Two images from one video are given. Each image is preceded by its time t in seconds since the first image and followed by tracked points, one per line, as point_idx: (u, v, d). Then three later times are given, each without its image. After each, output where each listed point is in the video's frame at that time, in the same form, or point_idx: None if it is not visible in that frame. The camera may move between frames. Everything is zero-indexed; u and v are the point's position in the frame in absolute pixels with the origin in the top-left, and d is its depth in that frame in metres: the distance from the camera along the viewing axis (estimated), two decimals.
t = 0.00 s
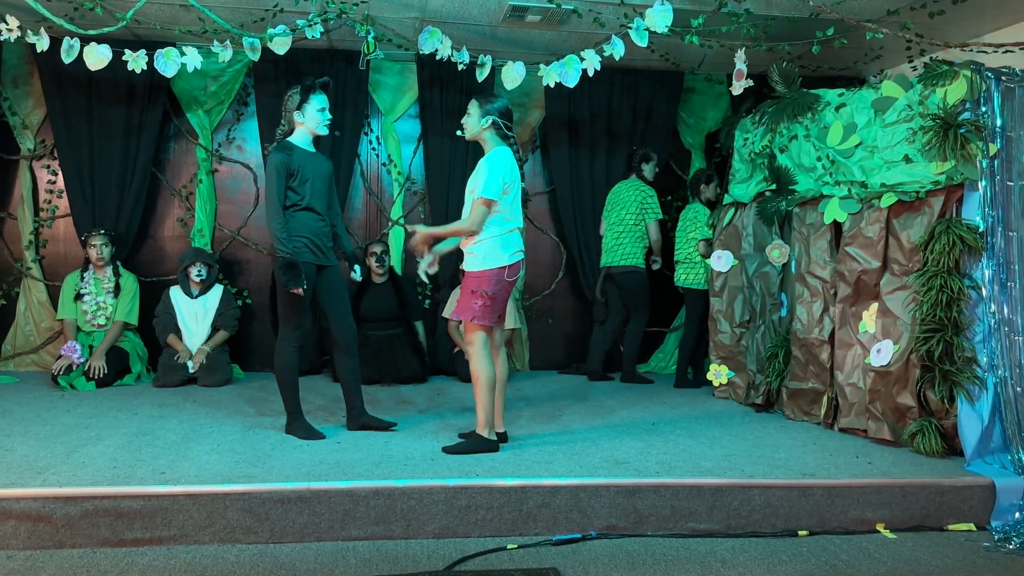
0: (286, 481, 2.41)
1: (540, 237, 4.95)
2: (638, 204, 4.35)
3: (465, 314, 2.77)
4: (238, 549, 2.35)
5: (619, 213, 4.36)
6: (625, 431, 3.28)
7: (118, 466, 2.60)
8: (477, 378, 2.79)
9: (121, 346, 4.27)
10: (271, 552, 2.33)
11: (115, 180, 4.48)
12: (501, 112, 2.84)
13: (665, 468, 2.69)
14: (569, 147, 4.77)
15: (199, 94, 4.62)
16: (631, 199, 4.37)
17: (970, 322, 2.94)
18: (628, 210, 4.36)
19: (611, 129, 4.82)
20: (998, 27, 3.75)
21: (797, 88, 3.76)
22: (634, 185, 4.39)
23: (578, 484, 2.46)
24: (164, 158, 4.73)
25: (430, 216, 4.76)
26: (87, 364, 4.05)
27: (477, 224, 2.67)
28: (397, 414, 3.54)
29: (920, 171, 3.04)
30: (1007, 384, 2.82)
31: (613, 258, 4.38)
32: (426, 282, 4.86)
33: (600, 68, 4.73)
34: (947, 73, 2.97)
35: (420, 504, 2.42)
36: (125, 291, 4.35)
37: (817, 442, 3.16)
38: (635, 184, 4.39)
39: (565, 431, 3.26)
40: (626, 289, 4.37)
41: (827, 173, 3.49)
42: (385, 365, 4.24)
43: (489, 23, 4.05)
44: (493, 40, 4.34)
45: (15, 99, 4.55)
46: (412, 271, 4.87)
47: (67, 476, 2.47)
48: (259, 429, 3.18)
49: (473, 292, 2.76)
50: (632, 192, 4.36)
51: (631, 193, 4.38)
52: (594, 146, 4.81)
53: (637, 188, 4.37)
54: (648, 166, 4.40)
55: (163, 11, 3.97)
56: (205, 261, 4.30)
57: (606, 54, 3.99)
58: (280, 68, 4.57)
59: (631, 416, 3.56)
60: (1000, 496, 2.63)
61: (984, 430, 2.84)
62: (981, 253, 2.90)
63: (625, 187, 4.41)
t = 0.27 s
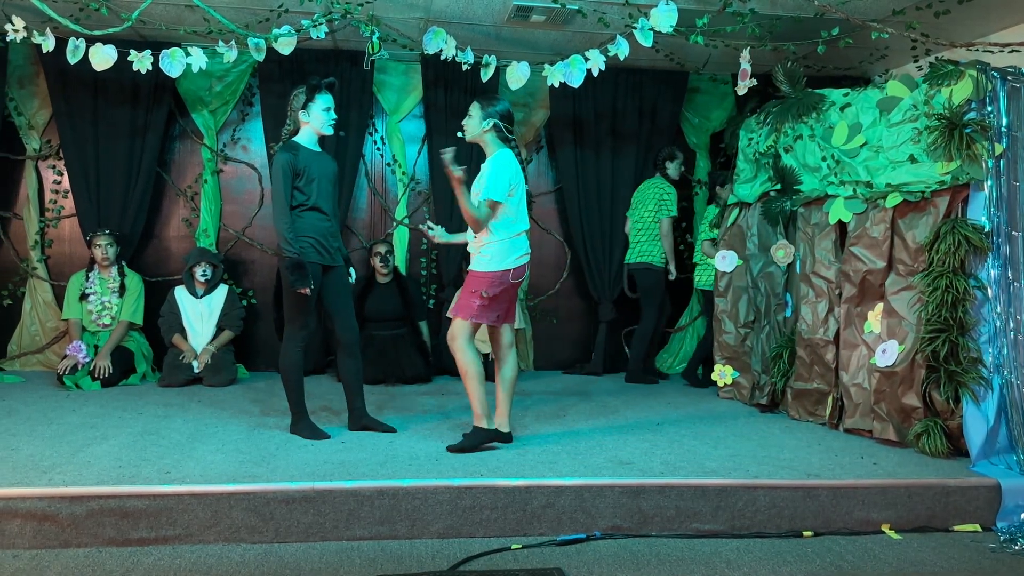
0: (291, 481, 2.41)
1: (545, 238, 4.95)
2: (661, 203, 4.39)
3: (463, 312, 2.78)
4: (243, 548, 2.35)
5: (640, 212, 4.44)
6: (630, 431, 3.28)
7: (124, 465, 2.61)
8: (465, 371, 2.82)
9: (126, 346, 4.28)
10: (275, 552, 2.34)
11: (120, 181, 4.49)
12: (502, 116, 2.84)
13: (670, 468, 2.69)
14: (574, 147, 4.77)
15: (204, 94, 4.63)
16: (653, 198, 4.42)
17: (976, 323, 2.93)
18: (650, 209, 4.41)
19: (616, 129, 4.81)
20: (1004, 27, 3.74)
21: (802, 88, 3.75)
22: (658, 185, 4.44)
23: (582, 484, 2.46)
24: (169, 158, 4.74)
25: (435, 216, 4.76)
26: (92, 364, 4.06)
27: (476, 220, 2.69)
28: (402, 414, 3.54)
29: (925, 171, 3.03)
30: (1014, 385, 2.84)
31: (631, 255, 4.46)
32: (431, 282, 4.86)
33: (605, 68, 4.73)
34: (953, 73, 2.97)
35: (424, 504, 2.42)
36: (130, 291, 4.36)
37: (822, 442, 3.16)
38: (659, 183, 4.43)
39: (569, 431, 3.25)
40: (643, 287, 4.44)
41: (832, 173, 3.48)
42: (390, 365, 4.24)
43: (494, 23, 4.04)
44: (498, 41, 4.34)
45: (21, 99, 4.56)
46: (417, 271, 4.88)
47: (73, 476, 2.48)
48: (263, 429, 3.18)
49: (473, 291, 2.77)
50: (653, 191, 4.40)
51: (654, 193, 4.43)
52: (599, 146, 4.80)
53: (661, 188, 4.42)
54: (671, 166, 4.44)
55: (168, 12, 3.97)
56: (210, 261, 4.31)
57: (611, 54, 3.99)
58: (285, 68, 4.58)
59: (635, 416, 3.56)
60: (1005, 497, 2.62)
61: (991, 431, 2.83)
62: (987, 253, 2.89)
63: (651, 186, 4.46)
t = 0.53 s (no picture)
0: (298, 481, 2.42)
1: (553, 240, 4.95)
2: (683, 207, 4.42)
3: (477, 315, 2.77)
4: (250, 547, 2.36)
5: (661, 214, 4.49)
6: (636, 431, 3.28)
7: (132, 464, 2.62)
8: (468, 376, 2.82)
9: (134, 345, 4.30)
10: (283, 551, 2.34)
11: (129, 181, 4.51)
12: (500, 114, 2.84)
13: (677, 468, 2.69)
14: (581, 147, 4.76)
15: (212, 95, 4.65)
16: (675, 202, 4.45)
17: (985, 323, 2.93)
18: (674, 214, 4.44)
19: (623, 129, 4.81)
20: (1013, 26, 3.73)
21: (810, 88, 3.75)
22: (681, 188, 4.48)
23: (589, 484, 2.46)
24: (177, 158, 4.75)
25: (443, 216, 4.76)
26: (101, 364, 4.08)
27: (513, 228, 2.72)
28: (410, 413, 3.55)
29: (934, 171, 3.01)
30: None
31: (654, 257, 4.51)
32: (438, 282, 4.86)
33: (612, 68, 4.73)
34: (962, 73, 2.95)
35: (431, 504, 2.42)
36: (138, 291, 4.38)
37: (830, 443, 3.15)
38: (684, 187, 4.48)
39: (577, 431, 3.25)
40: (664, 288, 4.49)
41: (840, 173, 3.47)
42: (397, 364, 4.25)
43: (501, 24, 4.05)
44: (505, 41, 4.34)
45: (30, 100, 4.58)
46: (424, 271, 4.88)
47: (81, 475, 2.49)
48: (271, 428, 3.19)
49: (484, 292, 2.77)
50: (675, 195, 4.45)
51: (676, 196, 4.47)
52: (607, 146, 4.79)
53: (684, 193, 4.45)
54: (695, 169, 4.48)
55: (176, 13, 3.99)
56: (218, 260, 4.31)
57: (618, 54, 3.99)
58: (292, 69, 4.58)
59: (642, 417, 3.56)
60: (1014, 498, 2.61)
61: (1000, 431, 2.83)
62: (995, 252, 2.90)
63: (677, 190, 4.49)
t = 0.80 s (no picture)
0: (309, 480, 2.43)
1: (565, 240, 4.95)
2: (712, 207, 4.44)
3: (475, 314, 2.79)
4: (262, 546, 2.37)
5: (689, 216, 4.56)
6: (647, 432, 3.27)
7: (144, 463, 2.63)
8: (481, 377, 2.82)
9: (147, 345, 4.32)
10: (294, 550, 2.35)
11: (142, 182, 4.54)
12: (504, 114, 2.85)
13: (688, 469, 2.68)
14: (592, 147, 4.76)
15: (225, 96, 4.67)
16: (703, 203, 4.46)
17: (999, 324, 2.91)
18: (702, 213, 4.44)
19: (634, 129, 4.80)
20: None
21: (822, 88, 3.73)
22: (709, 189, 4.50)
23: (600, 484, 2.46)
24: (189, 159, 4.77)
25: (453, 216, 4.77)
26: (114, 364, 4.10)
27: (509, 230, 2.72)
28: (421, 413, 3.56)
29: (947, 171, 3.00)
30: None
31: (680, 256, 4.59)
32: (449, 283, 4.86)
33: (623, 68, 4.72)
34: (976, 72, 2.94)
35: (442, 503, 2.42)
36: (150, 291, 4.40)
37: (843, 444, 3.14)
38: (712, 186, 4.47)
39: (588, 431, 3.25)
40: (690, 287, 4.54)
41: (853, 173, 3.45)
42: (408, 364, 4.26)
43: (512, 24, 4.05)
44: (516, 41, 4.34)
45: (44, 101, 4.62)
46: (435, 271, 4.89)
47: (94, 473, 2.50)
48: (283, 428, 3.20)
49: (483, 291, 2.79)
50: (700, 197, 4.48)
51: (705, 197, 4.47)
52: (617, 146, 4.78)
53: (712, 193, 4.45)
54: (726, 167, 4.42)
55: (189, 14, 4.01)
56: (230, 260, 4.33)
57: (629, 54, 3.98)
58: (304, 70, 4.60)
59: (653, 418, 3.55)
60: None
61: (1014, 433, 2.81)
62: (1010, 253, 2.86)
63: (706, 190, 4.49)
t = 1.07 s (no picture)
0: (328, 479, 2.44)
1: (582, 240, 4.94)
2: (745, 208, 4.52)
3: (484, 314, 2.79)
4: (281, 545, 2.38)
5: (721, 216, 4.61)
6: (664, 433, 3.26)
7: (165, 462, 2.66)
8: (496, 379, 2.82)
9: (167, 345, 4.36)
10: (313, 549, 2.36)
11: (162, 183, 4.58)
12: (517, 113, 2.85)
13: (706, 471, 2.67)
14: (609, 147, 4.75)
15: (244, 97, 4.70)
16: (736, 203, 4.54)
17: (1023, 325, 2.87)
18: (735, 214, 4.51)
19: (651, 129, 4.79)
20: None
21: (842, 87, 3.71)
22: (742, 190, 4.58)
23: (617, 485, 2.45)
24: (209, 161, 4.81)
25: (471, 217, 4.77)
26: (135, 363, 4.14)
27: (511, 227, 2.70)
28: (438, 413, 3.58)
29: (969, 171, 2.97)
30: None
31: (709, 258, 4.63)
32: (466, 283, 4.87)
33: (641, 68, 4.71)
34: (997, 70, 2.93)
35: (459, 503, 2.43)
36: (171, 291, 4.44)
37: (862, 446, 3.11)
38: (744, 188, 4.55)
39: (605, 432, 3.24)
40: (719, 287, 4.59)
41: (873, 173, 3.42)
42: (425, 364, 4.28)
43: (529, 24, 4.04)
44: (533, 41, 4.34)
45: (67, 103, 4.67)
46: (452, 271, 4.89)
47: (116, 472, 2.53)
48: (301, 427, 3.23)
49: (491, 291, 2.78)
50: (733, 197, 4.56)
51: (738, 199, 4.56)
52: (634, 146, 4.78)
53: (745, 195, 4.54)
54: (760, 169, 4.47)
55: (208, 17, 4.04)
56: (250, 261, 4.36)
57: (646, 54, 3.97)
58: (322, 72, 4.62)
59: (670, 419, 3.54)
60: None
61: None
62: None
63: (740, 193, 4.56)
